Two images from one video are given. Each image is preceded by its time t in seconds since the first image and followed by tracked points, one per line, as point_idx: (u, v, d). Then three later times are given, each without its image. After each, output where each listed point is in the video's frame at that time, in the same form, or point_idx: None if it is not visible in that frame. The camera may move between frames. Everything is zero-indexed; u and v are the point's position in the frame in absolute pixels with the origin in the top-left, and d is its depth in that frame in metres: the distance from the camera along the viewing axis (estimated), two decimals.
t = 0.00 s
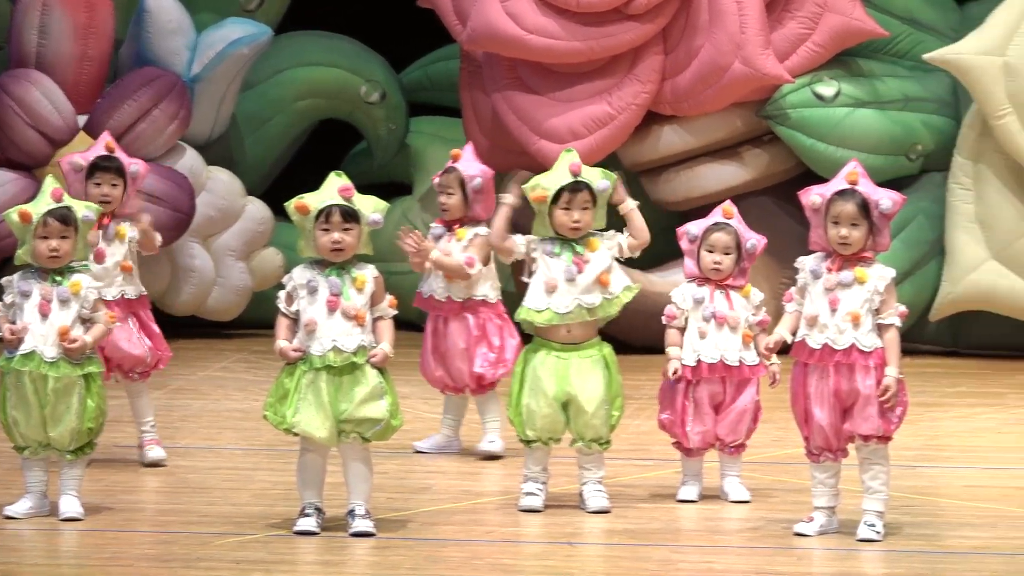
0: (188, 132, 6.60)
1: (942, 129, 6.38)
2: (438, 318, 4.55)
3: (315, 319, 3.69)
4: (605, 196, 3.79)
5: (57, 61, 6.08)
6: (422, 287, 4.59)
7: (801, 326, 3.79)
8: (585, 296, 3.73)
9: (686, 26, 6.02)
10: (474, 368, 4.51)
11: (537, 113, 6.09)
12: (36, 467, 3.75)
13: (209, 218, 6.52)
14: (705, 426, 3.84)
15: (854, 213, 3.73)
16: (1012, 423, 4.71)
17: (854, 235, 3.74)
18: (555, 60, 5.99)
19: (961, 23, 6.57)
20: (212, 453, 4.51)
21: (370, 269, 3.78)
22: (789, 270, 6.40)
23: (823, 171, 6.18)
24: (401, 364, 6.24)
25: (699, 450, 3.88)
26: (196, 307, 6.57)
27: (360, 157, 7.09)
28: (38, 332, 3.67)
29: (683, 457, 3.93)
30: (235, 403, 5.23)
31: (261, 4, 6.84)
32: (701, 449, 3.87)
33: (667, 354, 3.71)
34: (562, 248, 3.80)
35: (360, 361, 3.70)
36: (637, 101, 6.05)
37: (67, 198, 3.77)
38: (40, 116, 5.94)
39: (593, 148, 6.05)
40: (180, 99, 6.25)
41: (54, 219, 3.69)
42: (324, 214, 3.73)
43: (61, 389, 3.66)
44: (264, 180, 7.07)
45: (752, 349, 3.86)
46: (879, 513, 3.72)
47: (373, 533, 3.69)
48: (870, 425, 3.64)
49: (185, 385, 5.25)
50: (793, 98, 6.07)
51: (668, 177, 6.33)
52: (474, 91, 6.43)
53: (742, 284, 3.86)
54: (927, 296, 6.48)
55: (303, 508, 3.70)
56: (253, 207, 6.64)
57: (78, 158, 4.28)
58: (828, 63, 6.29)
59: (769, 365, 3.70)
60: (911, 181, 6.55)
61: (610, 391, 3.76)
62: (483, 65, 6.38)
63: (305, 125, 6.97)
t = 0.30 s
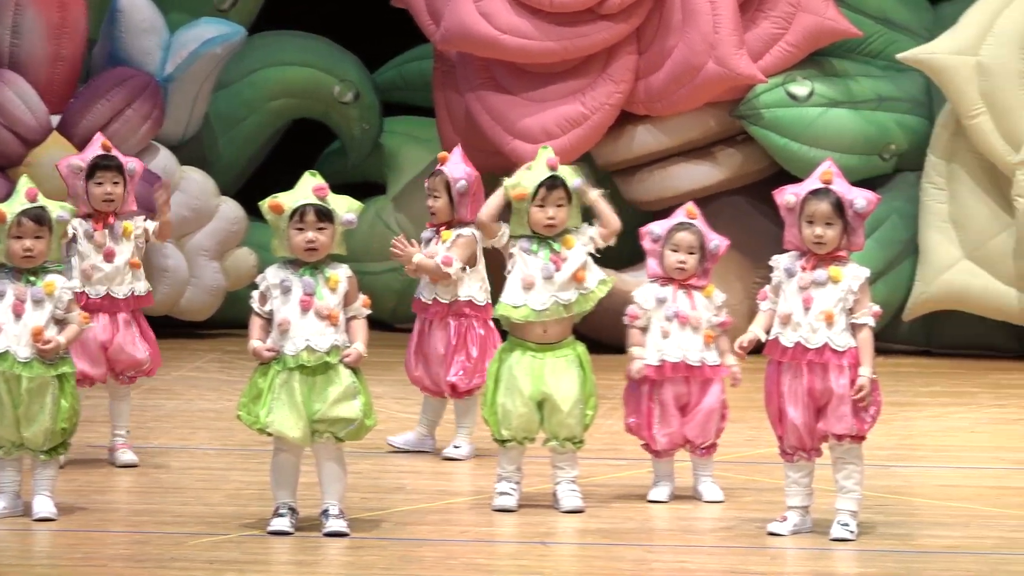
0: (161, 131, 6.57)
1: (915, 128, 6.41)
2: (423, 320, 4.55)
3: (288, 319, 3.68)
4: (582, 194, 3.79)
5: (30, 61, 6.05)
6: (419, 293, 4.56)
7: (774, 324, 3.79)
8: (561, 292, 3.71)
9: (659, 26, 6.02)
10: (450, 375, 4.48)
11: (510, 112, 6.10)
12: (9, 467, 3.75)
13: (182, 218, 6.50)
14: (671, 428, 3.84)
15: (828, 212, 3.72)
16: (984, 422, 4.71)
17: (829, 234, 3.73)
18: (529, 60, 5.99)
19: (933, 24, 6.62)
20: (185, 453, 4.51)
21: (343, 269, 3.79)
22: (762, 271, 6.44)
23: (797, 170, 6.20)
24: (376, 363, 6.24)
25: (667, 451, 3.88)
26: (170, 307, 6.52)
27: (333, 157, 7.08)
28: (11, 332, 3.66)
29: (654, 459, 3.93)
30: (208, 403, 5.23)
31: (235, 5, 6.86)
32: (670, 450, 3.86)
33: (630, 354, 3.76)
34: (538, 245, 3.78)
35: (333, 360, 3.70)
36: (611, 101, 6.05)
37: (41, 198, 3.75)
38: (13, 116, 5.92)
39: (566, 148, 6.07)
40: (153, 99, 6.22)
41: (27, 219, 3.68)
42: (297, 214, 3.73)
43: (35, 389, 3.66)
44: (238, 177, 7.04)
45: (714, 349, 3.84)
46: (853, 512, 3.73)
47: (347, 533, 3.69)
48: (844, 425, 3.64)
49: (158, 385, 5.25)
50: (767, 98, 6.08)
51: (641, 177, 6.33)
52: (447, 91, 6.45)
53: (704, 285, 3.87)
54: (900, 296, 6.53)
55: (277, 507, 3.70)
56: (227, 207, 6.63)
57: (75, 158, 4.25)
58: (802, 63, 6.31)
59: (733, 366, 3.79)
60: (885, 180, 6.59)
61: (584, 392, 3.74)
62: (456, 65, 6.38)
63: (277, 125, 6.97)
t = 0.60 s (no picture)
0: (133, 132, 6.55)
1: (886, 128, 6.44)
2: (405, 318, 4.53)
3: (260, 319, 3.68)
4: (558, 196, 3.76)
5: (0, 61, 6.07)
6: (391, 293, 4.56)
7: (747, 324, 3.77)
8: (533, 304, 3.67)
9: (632, 25, 6.03)
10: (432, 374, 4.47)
11: (482, 112, 6.10)
12: None
13: (154, 217, 6.48)
14: (634, 427, 3.90)
15: (802, 212, 3.70)
16: (956, 422, 4.71)
17: (803, 234, 3.70)
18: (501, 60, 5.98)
19: (905, 23, 6.66)
20: (157, 453, 4.50)
21: (315, 269, 3.79)
22: (733, 271, 6.50)
23: (769, 170, 6.22)
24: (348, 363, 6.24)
25: (633, 451, 3.94)
26: (141, 307, 6.52)
27: (305, 158, 7.09)
28: None
29: (624, 459, 3.98)
30: (179, 403, 5.23)
31: (207, 5, 6.88)
32: (635, 450, 3.93)
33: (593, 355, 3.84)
34: (514, 249, 3.74)
35: (305, 360, 3.70)
36: (583, 101, 6.05)
37: (14, 198, 3.74)
38: None
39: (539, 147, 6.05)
40: (125, 99, 6.20)
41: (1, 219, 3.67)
42: (269, 214, 3.72)
43: (5, 390, 3.66)
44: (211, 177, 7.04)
45: (678, 349, 3.91)
46: (825, 512, 3.73)
47: (319, 533, 3.69)
48: (816, 424, 3.63)
49: (130, 385, 5.25)
50: (739, 97, 6.13)
51: (613, 177, 6.33)
52: (418, 90, 6.45)
53: (667, 284, 3.93)
54: (872, 296, 6.54)
55: (248, 507, 3.70)
56: (199, 207, 6.61)
57: (54, 159, 4.19)
58: (774, 63, 6.35)
59: (697, 363, 3.82)
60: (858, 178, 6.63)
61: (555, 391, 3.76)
62: (429, 65, 6.37)
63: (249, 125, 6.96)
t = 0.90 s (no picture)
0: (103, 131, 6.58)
1: (856, 127, 6.47)
2: (374, 319, 4.47)
3: (229, 319, 3.68)
4: (527, 195, 3.73)
5: None
6: (344, 292, 4.48)
7: (718, 322, 3.75)
8: (500, 306, 3.65)
9: (601, 25, 6.04)
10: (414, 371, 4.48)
11: (453, 112, 6.09)
12: None
13: (125, 217, 6.46)
14: (606, 428, 3.90)
15: (775, 210, 3.61)
16: (926, 421, 4.72)
17: (775, 233, 3.61)
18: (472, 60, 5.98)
19: (874, 24, 6.71)
20: (126, 453, 4.50)
21: (284, 268, 3.79)
22: (704, 270, 6.49)
23: (740, 170, 6.22)
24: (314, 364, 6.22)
25: (604, 450, 3.94)
26: (112, 307, 6.52)
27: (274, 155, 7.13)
28: None
29: (595, 459, 3.97)
30: (149, 402, 5.24)
31: (177, 4, 6.84)
32: (606, 449, 3.93)
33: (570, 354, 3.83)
34: (483, 250, 3.73)
35: (276, 360, 3.70)
36: (554, 101, 6.07)
37: None
38: None
39: (509, 147, 6.06)
40: (95, 99, 6.24)
41: None
42: (239, 214, 3.73)
43: None
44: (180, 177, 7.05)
45: (657, 349, 3.88)
46: (795, 511, 3.73)
47: (289, 534, 3.68)
48: (785, 424, 3.62)
49: (99, 385, 5.26)
50: (710, 97, 6.13)
51: (583, 176, 6.33)
52: (389, 91, 6.41)
53: (646, 285, 3.89)
54: (842, 295, 6.55)
55: (218, 508, 3.70)
56: (169, 207, 6.60)
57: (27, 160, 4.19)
58: (744, 62, 6.35)
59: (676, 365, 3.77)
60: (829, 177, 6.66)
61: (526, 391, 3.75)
62: (399, 65, 6.38)
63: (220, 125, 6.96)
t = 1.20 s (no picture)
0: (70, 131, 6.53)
1: (822, 128, 6.48)
2: (353, 320, 4.46)
3: (196, 320, 3.68)
4: (488, 192, 3.74)
5: None
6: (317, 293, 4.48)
7: (686, 322, 3.74)
8: (467, 306, 3.64)
9: (569, 25, 6.04)
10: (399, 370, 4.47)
11: (420, 111, 6.12)
12: None
13: (92, 217, 6.47)
14: (577, 425, 3.87)
15: (742, 209, 3.59)
16: (892, 421, 4.74)
17: (742, 232, 3.60)
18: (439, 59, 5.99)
19: (842, 23, 6.69)
20: (94, 453, 4.50)
21: (250, 268, 3.78)
22: (671, 270, 6.49)
23: (708, 170, 6.23)
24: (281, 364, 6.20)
25: (573, 449, 3.90)
26: (78, 307, 6.51)
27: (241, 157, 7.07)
28: None
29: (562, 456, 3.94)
30: (117, 402, 5.26)
31: (144, 4, 6.81)
32: (576, 448, 3.89)
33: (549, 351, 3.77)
34: (448, 251, 3.72)
35: (242, 360, 3.70)
36: (521, 101, 6.07)
37: None
38: None
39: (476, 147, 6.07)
40: (61, 99, 6.26)
41: None
42: (205, 215, 3.73)
43: None
44: (145, 180, 7.02)
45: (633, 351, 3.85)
46: (762, 511, 3.73)
47: (256, 533, 3.68)
48: (752, 423, 3.62)
49: (67, 385, 5.27)
50: (677, 97, 6.12)
51: (550, 176, 6.35)
52: (356, 90, 6.45)
53: (627, 285, 3.85)
54: (809, 294, 6.58)
55: (186, 508, 3.70)
56: (136, 207, 6.59)
57: None
58: (711, 61, 6.35)
59: (652, 368, 3.69)
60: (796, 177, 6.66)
61: (495, 391, 3.70)
62: (366, 65, 6.40)
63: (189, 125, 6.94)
